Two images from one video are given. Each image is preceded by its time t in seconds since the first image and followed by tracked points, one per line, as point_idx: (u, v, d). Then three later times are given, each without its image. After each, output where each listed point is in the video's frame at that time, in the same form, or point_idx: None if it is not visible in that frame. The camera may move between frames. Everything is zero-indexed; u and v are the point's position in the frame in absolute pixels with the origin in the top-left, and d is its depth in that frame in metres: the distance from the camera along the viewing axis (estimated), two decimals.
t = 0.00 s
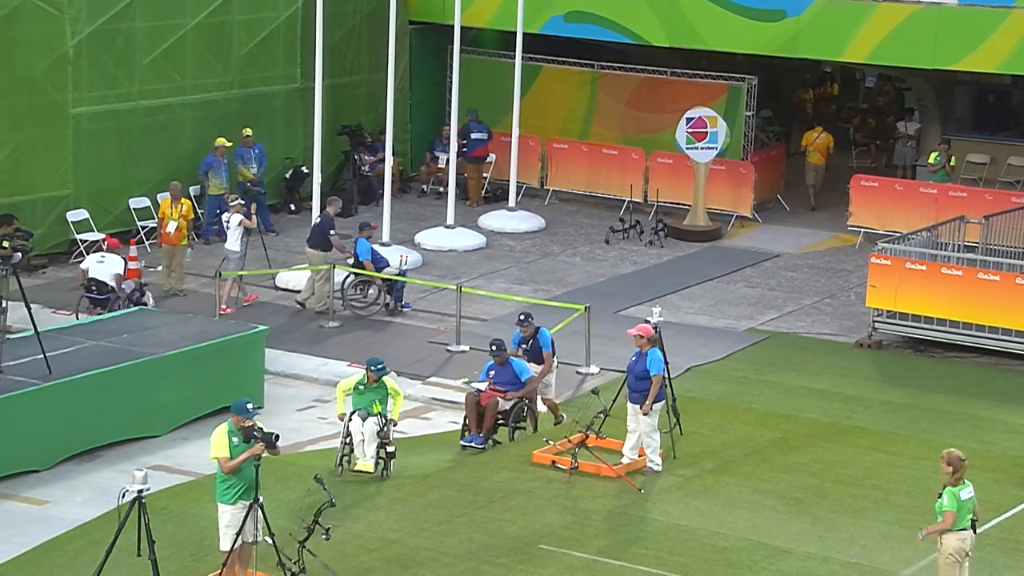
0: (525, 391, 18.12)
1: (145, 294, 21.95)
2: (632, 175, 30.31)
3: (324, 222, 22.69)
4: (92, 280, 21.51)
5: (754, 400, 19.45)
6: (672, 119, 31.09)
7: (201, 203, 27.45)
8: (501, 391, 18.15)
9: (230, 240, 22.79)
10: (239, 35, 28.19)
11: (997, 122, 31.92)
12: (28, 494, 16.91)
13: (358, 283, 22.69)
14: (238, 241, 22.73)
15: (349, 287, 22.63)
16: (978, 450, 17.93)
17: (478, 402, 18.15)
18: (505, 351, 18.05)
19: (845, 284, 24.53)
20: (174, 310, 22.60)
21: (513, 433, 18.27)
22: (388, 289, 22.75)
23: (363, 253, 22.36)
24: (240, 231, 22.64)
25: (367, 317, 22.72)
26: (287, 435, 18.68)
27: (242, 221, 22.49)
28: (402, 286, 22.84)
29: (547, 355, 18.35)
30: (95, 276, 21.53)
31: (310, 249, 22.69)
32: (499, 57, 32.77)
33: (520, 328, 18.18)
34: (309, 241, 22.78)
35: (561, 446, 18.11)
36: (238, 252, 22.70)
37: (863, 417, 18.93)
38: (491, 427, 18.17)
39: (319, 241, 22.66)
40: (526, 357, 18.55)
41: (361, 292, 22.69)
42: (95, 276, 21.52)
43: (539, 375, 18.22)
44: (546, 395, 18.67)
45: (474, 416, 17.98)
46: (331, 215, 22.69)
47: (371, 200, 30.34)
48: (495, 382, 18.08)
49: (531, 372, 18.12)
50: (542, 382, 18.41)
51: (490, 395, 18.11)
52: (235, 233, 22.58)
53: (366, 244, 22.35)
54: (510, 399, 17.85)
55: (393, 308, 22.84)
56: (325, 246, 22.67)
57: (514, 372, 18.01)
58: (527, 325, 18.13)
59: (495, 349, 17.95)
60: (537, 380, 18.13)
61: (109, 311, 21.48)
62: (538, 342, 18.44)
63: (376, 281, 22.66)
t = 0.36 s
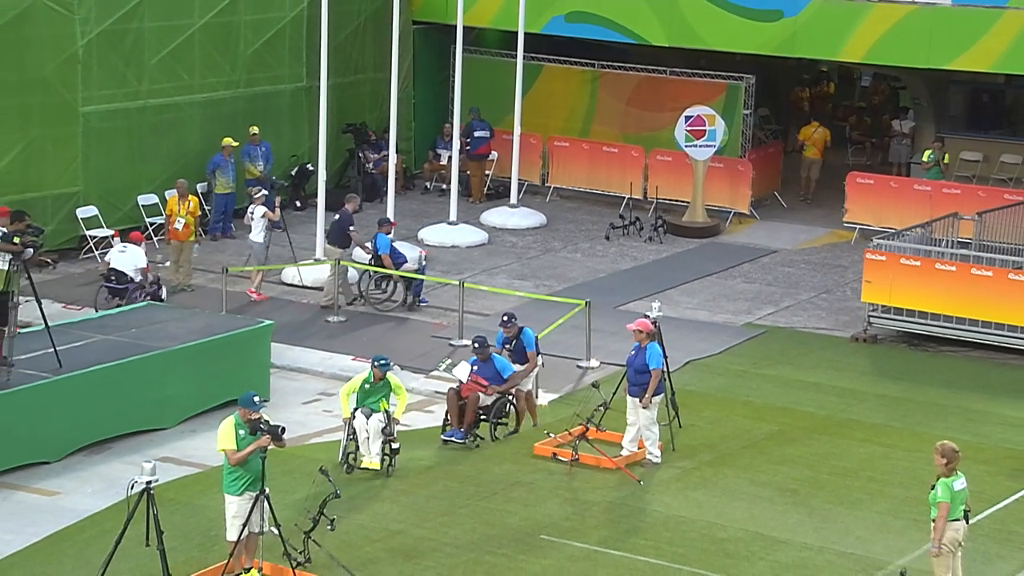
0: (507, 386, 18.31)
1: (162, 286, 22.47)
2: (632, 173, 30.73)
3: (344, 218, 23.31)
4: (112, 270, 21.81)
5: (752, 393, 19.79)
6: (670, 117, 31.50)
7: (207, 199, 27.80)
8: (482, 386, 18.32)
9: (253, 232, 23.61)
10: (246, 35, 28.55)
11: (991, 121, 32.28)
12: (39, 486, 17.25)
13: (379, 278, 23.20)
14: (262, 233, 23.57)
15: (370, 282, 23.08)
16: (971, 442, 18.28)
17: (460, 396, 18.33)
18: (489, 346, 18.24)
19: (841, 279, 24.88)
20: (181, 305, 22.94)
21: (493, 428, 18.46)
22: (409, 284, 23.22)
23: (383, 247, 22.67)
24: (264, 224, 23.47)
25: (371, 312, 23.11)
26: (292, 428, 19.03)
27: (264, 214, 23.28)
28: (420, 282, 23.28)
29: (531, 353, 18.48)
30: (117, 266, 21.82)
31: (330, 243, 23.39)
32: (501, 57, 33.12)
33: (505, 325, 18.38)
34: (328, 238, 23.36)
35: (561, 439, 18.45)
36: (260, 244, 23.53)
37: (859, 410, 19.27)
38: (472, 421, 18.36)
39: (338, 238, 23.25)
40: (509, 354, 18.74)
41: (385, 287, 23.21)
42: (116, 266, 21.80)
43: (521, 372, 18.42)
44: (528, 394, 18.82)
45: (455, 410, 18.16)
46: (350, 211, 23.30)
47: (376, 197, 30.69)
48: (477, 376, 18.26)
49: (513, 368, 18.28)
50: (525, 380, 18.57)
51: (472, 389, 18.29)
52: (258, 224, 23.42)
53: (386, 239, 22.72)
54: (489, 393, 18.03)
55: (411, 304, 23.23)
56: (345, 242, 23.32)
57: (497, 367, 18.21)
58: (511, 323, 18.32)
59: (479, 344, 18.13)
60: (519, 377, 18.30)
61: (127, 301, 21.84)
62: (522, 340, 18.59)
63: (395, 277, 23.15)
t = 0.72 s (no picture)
0: (487, 380, 18.38)
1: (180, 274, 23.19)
2: (630, 169, 31.16)
3: (361, 211, 23.62)
4: (132, 257, 22.62)
5: (748, 385, 20.13)
6: (668, 114, 31.91)
7: (212, 194, 28.15)
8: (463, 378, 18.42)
9: (275, 225, 24.13)
10: (251, 32, 28.90)
11: (982, 117, 33.45)
12: (48, 474, 17.59)
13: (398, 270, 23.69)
14: (284, 226, 24.06)
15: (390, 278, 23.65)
16: (963, 432, 18.63)
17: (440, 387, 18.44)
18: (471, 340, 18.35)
19: (835, 272, 25.24)
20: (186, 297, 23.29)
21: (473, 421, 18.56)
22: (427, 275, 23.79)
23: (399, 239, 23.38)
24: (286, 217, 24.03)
25: (374, 305, 23.50)
26: (296, 418, 19.37)
27: (285, 208, 23.76)
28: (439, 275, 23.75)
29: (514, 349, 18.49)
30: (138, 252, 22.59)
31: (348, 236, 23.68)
32: (501, 54, 33.46)
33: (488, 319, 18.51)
34: (347, 229, 23.66)
35: (561, 429, 18.78)
36: (282, 237, 24.03)
37: (853, 401, 19.62)
38: (452, 414, 18.53)
39: (356, 231, 23.57)
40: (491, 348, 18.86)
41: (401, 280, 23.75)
42: (134, 254, 22.58)
43: (503, 366, 18.48)
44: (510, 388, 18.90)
45: (434, 402, 18.31)
46: (366, 205, 23.62)
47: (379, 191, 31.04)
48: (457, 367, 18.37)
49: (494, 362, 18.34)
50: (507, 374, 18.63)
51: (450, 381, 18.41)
52: (280, 218, 23.93)
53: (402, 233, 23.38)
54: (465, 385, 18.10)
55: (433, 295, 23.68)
56: (361, 234, 23.64)
57: (477, 361, 18.30)
58: (496, 318, 18.44)
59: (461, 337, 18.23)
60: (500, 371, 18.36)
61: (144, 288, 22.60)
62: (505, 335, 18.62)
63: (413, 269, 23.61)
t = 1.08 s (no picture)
0: (468, 370, 18.63)
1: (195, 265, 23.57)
2: (629, 161, 31.53)
3: (380, 204, 23.99)
4: (145, 247, 23.13)
5: (743, 374, 20.49)
6: (666, 108, 32.29)
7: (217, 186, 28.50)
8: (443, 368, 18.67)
9: (299, 214, 24.79)
10: (256, 28, 29.24)
11: (974, 111, 33.73)
12: (57, 462, 17.93)
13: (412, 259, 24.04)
14: (308, 215, 24.74)
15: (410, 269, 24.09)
16: (955, 421, 18.99)
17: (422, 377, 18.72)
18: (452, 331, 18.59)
19: (830, 264, 25.62)
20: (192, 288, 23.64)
21: (455, 412, 18.83)
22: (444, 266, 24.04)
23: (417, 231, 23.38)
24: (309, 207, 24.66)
25: (377, 296, 23.88)
26: (300, 406, 19.72)
27: (308, 198, 24.39)
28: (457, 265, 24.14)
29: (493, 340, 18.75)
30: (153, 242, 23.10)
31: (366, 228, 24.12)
32: (501, 49, 33.81)
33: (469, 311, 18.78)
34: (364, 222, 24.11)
35: (560, 417, 19.12)
36: (306, 226, 24.71)
37: (847, 389, 19.98)
38: (433, 404, 18.81)
39: (374, 223, 24.00)
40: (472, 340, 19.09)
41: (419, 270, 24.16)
42: (149, 244, 23.11)
43: (483, 358, 18.74)
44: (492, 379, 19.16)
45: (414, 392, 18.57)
46: (385, 198, 23.96)
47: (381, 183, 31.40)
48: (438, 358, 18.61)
49: (472, 353, 18.60)
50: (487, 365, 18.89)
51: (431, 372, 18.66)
52: (304, 208, 24.60)
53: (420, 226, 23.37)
54: (444, 374, 18.32)
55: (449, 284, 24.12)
56: (379, 227, 24.08)
57: (457, 352, 18.54)
58: (476, 310, 18.72)
59: (442, 328, 18.49)
60: (480, 361, 18.62)
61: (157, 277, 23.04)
62: (486, 327, 18.88)
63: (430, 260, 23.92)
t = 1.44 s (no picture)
0: (451, 361, 18.65)
1: (215, 254, 23.90)
2: (626, 154, 31.84)
3: (398, 198, 24.40)
4: (166, 236, 23.43)
5: (739, 363, 20.84)
6: (663, 101, 32.66)
7: (222, 179, 28.83)
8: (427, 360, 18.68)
9: (320, 206, 25.03)
10: (260, 23, 29.59)
11: (965, 104, 34.64)
12: (65, 449, 18.26)
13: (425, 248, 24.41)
14: (328, 206, 25.00)
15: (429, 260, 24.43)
16: (947, 409, 19.35)
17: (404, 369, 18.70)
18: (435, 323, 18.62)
19: (824, 255, 26.00)
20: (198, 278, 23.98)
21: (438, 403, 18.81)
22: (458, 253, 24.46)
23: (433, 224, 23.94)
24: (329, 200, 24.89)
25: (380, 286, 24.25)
26: (304, 395, 20.08)
27: (327, 189, 24.63)
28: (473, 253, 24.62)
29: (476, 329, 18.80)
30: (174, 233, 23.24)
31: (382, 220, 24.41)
32: (501, 44, 34.14)
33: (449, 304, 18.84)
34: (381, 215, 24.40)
35: (559, 406, 19.47)
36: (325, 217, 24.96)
37: (841, 378, 20.35)
38: (416, 396, 18.75)
39: (391, 216, 24.30)
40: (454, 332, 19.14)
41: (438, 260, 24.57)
42: (169, 233, 23.42)
43: (465, 347, 18.76)
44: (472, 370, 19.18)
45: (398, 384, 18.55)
46: (403, 192, 24.42)
47: (383, 176, 31.72)
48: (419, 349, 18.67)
49: (455, 343, 18.61)
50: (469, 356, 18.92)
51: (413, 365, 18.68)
52: (323, 198, 24.83)
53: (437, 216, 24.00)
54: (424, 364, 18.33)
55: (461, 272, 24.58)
56: (396, 220, 24.38)
57: (439, 343, 18.56)
58: (457, 301, 18.81)
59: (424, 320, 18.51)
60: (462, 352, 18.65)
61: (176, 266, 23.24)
62: (467, 318, 18.99)
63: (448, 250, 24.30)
